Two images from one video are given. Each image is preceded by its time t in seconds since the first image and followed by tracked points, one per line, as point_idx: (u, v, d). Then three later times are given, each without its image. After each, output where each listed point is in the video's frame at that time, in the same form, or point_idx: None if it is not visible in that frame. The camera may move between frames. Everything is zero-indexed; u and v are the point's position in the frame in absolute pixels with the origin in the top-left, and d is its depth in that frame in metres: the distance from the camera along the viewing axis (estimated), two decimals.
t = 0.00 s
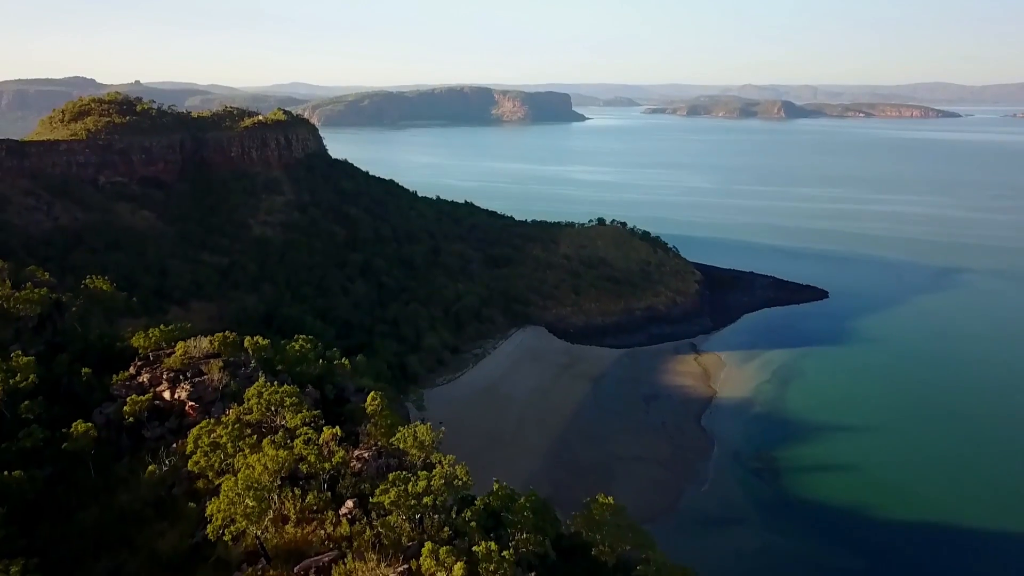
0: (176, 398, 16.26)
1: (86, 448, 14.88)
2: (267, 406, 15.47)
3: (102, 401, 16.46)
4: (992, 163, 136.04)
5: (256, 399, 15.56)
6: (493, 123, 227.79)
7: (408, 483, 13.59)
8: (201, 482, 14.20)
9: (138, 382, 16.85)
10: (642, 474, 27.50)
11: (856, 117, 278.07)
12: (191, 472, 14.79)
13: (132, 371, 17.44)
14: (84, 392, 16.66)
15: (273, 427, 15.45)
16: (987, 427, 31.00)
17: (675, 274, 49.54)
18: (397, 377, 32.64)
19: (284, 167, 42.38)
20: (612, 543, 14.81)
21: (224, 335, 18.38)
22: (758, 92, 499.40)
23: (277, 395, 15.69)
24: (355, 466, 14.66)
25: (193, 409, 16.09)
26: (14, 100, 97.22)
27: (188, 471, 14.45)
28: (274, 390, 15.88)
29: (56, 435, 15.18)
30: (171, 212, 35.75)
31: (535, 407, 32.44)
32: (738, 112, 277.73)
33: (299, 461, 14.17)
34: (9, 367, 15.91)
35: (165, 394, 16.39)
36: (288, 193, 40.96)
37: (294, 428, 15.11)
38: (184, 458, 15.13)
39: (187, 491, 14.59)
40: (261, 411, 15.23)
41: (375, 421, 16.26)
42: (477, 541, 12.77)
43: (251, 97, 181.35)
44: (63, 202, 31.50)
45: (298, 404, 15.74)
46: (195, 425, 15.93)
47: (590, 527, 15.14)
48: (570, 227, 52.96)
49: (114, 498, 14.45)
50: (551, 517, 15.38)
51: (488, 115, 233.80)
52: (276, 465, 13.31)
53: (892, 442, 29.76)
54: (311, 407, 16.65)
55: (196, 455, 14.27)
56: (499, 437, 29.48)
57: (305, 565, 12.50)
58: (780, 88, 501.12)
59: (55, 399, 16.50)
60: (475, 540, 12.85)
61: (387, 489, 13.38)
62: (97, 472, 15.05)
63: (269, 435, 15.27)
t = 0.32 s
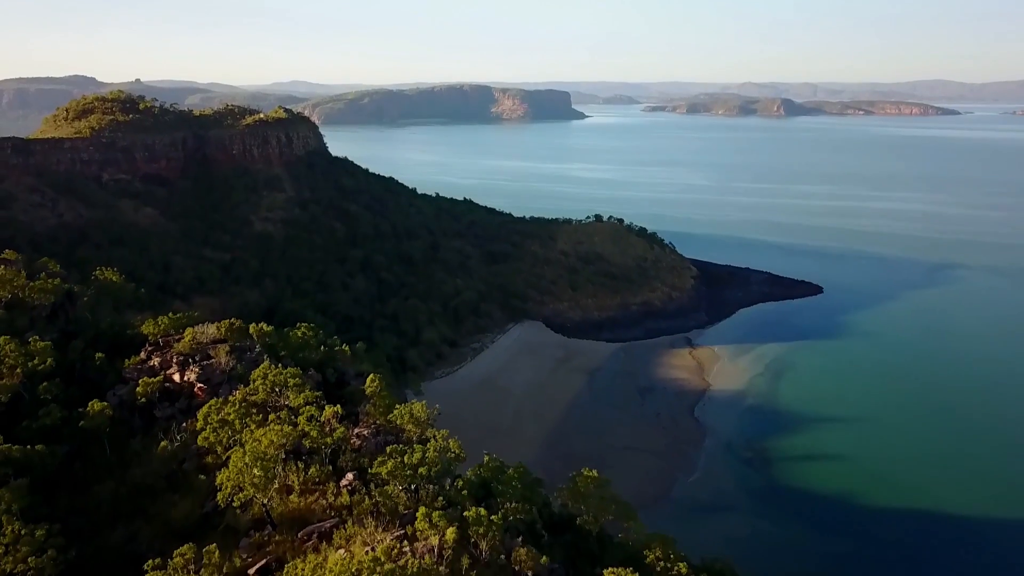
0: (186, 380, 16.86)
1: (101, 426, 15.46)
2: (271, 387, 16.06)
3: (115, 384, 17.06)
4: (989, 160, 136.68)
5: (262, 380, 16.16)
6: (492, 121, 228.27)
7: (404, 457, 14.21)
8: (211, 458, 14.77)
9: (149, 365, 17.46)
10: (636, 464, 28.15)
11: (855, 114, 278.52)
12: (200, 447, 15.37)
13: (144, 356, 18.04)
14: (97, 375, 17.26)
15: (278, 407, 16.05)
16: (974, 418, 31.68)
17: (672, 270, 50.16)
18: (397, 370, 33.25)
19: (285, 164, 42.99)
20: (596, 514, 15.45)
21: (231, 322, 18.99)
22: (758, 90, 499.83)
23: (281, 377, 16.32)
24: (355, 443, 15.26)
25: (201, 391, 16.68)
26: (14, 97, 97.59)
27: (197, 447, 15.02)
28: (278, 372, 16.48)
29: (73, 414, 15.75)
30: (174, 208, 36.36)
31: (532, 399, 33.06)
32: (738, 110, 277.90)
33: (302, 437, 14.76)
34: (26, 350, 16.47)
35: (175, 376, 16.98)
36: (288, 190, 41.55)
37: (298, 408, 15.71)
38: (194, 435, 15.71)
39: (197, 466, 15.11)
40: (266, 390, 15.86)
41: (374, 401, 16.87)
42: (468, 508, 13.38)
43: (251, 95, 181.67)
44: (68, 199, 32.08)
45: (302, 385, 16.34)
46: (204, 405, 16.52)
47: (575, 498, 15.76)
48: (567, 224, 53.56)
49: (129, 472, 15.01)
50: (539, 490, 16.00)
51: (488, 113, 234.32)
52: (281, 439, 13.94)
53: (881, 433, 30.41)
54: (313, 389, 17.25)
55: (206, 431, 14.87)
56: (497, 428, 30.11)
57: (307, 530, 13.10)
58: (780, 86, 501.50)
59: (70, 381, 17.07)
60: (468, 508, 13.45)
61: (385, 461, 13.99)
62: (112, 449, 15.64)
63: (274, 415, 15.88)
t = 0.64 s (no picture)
0: (195, 364, 17.53)
1: (115, 406, 16.09)
2: (275, 369, 16.70)
3: (127, 368, 17.74)
4: (988, 158, 137.34)
5: (266, 364, 16.83)
6: (493, 120, 229.07)
7: (401, 433, 14.86)
8: (219, 435, 15.41)
9: (160, 351, 18.16)
10: (631, 454, 28.84)
11: (855, 113, 279.24)
12: (209, 426, 16.04)
13: (154, 342, 18.74)
14: (110, 360, 17.91)
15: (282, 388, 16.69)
16: (961, 410, 32.36)
17: (668, 266, 50.81)
18: (396, 364, 33.90)
19: (287, 163, 43.67)
20: (581, 487, 16.10)
21: (236, 311, 19.69)
22: (758, 88, 500.31)
23: (284, 360, 16.98)
24: (355, 423, 15.90)
25: (209, 374, 17.35)
26: (17, 97, 98.67)
27: (206, 426, 15.65)
28: (282, 356, 17.13)
29: (89, 395, 16.40)
30: (177, 206, 37.02)
31: (529, 392, 33.74)
32: (738, 109, 278.75)
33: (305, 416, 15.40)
34: (43, 335, 17.02)
35: (184, 360, 17.66)
36: (290, 187, 42.22)
37: (301, 389, 16.35)
38: (203, 415, 16.35)
39: (206, 444, 15.78)
40: (271, 372, 16.52)
41: (373, 385, 17.52)
42: (461, 480, 14.02)
43: (252, 95, 182.70)
44: (74, 196, 32.73)
45: (304, 368, 16.99)
46: (212, 387, 17.18)
47: (562, 474, 16.41)
48: (566, 221, 54.26)
49: (143, 450, 15.66)
50: (528, 466, 16.64)
51: (488, 112, 235.22)
52: (285, 417, 14.61)
53: (870, 424, 31.10)
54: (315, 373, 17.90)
55: (214, 410, 15.53)
56: (494, 419, 30.78)
57: (310, 500, 13.76)
58: (781, 85, 501.98)
59: (85, 365, 17.67)
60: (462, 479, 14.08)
61: (382, 436, 14.64)
62: (125, 428, 16.26)
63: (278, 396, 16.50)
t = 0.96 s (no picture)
0: (202, 349, 18.21)
1: (128, 387, 16.68)
2: (279, 353, 17.38)
3: (138, 353, 18.40)
4: (986, 157, 137.82)
5: (271, 348, 17.47)
6: (494, 118, 229.59)
7: (398, 411, 15.54)
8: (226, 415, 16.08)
9: (169, 337, 18.85)
10: (625, 444, 29.55)
11: (856, 111, 279.63)
12: (216, 406, 16.71)
13: (163, 329, 19.41)
14: (122, 346, 18.52)
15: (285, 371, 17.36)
16: (949, 403, 33.08)
17: (665, 263, 51.45)
18: (396, 357, 34.53)
19: (288, 161, 44.32)
20: (567, 464, 16.72)
21: (241, 299, 20.37)
22: (759, 87, 500.60)
23: (287, 344, 17.61)
24: (354, 404, 16.58)
25: (216, 358, 18.02)
26: (18, 95, 99.13)
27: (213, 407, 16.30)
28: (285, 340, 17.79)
29: (103, 377, 17.03)
30: (181, 203, 37.68)
31: (526, 384, 34.45)
32: (738, 108, 279.28)
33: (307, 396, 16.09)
34: (59, 321, 17.52)
35: (192, 346, 18.33)
36: (292, 184, 42.86)
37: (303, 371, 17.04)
38: (210, 396, 17.01)
39: (214, 423, 16.42)
40: (274, 356, 17.17)
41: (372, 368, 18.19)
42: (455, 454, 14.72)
43: (253, 93, 183.21)
44: (79, 194, 33.37)
45: (306, 352, 17.66)
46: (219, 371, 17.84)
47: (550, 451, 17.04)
48: (564, 218, 54.91)
49: (155, 427, 16.31)
50: (516, 443, 17.19)
51: (489, 110, 235.88)
52: (289, 396, 15.31)
53: (859, 416, 31.82)
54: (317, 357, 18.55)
55: (221, 390, 16.19)
56: (492, 409, 31.49)
57: (313, 474, 14.46)
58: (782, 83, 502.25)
59: (98, 350, 18.26)
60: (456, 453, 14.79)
61: (380, 414, 15.32)
62: (138, 409, 16.89)
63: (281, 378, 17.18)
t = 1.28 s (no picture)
0: (208, 335, 18.79)
1: (137, 371, 17.26)
2: (282, 338, 18.05)
3: (147, 340, 18.99)
4: (985, 154, 138.20)
5: (274, 333, 18.12)
6: (494, 116, 230.07)
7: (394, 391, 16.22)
8: (231, 396, 16.75)
9: (177, 324, 19.43)
10: (618, 434, 30.28)
11: (856, 109, 280.18)
12: (222, 387, 17.32)
13: (171, 317, 20.01)
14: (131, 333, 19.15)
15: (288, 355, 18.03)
16: (936, 396, 33.80)
17: (661, 258, 52.08)
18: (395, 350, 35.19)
19: (289, 158, 44.95)
20: (554, 443, 17.35)
21: (245, 288, 20.96)
22: (759, 84, 500.71)
23: (289, 330, 18.21)
24: (353, 385, 17.27)
25: (222, 344, 18.61)
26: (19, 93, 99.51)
27: (220, 387, 16.94)
28: (288, 326, 18.46)
29: (115, 361, 17.70)
30: (183, 200, 38.31)
31: (523, 377, 35.13)
32: (738, 105, 279.88)
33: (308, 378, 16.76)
34: (72, 308, 18.19)
35: (199, 332, 18.93)
36: (293, 181, 43.49)
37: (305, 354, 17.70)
38: (216, 380, 17.59)
39: (220, 404, 17.01)
40: (277, 341, 17.78)
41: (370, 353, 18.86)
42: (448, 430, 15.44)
43: (253, 91, 183.72)
44: (83, 190, 34.02)
45: (307, 337, 18.34)
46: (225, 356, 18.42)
47: (538, 430, 17.65)
48: (561, 214, 55.50)
49: (163, 407, 16.92)
50: (506, 422, 17.82)
51: (489, 108, 236.43)
52: (291, 377, 15.98)
53: (848, 408, 32.56)
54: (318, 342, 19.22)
55: (227, 371, 16.85)
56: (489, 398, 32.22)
57: (314, 449, 15.16)
58: (782, 81, 502.29)
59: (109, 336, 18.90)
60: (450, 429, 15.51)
61: (378, 393, 16.00)
62: (147, 392, 17.47)
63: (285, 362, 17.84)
